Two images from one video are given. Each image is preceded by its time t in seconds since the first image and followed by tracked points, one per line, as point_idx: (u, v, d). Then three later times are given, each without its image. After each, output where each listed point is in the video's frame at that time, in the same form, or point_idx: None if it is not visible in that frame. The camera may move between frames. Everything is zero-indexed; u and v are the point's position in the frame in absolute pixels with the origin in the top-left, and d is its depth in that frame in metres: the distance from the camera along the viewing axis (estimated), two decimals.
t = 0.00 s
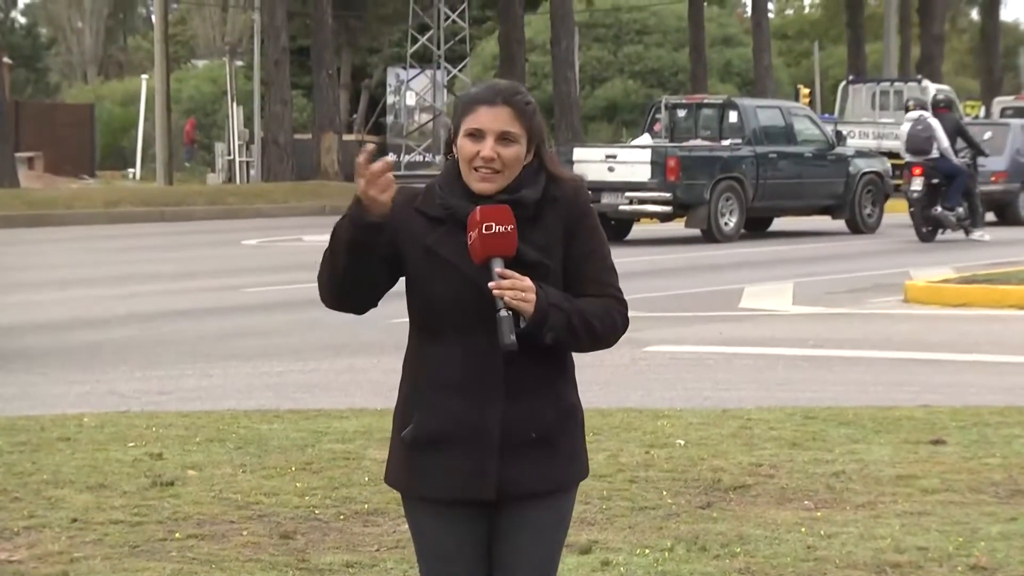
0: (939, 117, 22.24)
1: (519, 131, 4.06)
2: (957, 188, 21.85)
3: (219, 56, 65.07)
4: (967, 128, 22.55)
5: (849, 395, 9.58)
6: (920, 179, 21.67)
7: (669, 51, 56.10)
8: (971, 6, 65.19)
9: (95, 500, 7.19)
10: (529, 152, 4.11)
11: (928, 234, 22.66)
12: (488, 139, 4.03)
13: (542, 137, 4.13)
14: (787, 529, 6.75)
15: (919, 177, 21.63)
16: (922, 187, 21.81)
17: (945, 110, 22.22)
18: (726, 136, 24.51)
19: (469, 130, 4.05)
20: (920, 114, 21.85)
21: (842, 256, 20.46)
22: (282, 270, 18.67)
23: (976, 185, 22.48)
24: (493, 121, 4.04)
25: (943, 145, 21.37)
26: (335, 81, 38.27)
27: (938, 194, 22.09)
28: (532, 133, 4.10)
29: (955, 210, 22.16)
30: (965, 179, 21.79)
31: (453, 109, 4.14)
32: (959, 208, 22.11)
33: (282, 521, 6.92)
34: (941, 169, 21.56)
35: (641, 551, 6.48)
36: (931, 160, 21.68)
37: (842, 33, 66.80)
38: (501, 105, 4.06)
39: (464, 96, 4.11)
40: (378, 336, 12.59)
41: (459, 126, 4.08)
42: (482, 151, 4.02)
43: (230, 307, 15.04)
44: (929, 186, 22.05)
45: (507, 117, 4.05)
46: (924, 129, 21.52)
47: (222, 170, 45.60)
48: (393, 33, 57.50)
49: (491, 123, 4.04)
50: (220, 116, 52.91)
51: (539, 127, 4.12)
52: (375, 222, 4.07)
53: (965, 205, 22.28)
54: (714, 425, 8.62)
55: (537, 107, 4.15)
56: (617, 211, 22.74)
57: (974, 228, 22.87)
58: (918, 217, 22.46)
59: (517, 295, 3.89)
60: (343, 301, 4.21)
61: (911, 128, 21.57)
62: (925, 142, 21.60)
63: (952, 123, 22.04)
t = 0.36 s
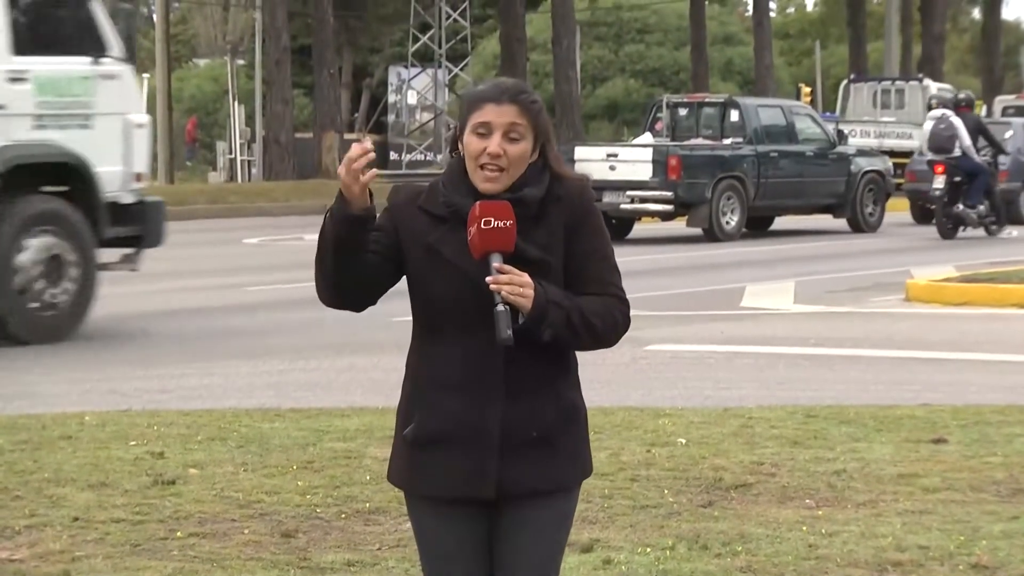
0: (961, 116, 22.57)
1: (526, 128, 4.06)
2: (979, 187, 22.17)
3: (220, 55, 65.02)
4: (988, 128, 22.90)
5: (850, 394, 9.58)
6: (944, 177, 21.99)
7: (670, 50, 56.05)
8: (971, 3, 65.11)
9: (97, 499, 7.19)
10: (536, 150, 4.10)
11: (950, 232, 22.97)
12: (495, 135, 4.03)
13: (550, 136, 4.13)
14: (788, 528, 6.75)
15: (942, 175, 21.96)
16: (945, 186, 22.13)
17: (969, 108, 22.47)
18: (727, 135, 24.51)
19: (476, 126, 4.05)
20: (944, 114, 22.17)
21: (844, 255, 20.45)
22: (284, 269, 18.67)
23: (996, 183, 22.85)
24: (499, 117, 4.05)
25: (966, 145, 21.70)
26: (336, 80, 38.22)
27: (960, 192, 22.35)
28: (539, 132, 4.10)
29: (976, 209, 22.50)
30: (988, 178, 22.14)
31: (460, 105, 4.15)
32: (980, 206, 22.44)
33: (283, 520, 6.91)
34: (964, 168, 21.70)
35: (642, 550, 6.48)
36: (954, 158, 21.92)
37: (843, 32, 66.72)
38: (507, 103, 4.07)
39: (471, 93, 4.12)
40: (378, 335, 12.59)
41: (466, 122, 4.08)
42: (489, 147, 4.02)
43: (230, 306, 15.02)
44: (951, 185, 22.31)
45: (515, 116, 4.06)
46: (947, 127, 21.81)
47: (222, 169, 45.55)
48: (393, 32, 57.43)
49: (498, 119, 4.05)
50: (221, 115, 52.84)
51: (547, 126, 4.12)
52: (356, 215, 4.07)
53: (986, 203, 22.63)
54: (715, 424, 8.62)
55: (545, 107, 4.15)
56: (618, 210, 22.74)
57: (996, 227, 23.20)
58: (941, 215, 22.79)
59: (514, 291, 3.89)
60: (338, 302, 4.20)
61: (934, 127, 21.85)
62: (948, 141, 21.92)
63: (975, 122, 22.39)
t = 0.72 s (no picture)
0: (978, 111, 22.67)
1: (523, 130, 4.05)
2: (994, 181, 22.28)
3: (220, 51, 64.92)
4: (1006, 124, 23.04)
5: (850, 389, 9.58)
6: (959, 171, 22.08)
7: (671, 45, 55.98)
8: None
9: (97, 494, 7.19)
10: (531, 149, 4.10)
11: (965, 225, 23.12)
12: (493, 138, 4.02)
13: (544, 132, 4.12)
14: (788, 523, 6.76)
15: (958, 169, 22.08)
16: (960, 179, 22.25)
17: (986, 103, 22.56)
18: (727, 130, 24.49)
19: (473, 129, 4.04)
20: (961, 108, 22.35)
21: (844, 250, 20.45)
22: (286, 264, 18.68)
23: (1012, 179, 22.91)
24: (497, 120, 4.03)
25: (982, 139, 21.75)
26: (336, 76, 38.19)
27: (976, 186, 22.48)
28: (534, 132, 4.09)
29: (991, 202, 22.62)
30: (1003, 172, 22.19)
31: (454, 106, 4.13)
32: (996, 200, 22.56)
33: (283, 515, 6.92)
34: (979, 162, 21.82)
35: (642, 545, 6.48)
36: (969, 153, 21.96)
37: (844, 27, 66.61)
38: (504, 105, 4.06)
39: (464, 95, 4.10)
40: (377, 331, 12.59)
41: (462, 125, 4.07)
42: (488, 151, 4.01)
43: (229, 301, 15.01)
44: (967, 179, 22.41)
45: (511, 117, 4.05)
46: (964, 122, 22.03)
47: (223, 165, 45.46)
48: (393, 28, 57.35)
49: (496, 123, 4.03)
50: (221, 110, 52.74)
51: (540, 124, 4.11)
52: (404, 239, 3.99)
53: (1002, 197, 22.71)
54: (714, 419, 8.62)
55: (537, 103, 4.14)
56: (618, 205, 22.76)
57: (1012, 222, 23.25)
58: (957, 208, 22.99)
59: (523, 297, 3.90)
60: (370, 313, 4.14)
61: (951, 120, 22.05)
62: (964, 135, 22.02)
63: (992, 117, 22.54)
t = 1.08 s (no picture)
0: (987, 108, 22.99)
1: (523, 125, 4.04)
2: (1005, 179, 22.27)
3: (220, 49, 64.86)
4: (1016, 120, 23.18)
5: (851, 388, 9.58)
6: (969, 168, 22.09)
7: (671, 43, 55.98)
8: None
9: (97, 493, 7.19)
10: (530, 145, 4.09)
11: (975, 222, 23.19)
12: (493, 134, 4.00)
13: (542, 129, 4.11)
14: (788, 521, 6.76)
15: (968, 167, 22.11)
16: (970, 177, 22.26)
17: (996, 101, 22.94)
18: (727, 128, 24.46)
19: (472, 125, 4.03)
20: (973, 107, 22.34)
21: (844, 248, 20.44)
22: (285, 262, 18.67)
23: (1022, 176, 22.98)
24: (497, 116, 4.01)
25: (992, 136, 21.77)
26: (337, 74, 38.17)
27: (985, 184, 22.48)
28: (534, 128, 4.08)
29: (1001, 200, 22.60)
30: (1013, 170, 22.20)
31: (452, 102, 4.11)
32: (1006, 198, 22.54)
33: (284, 513, 6.92)
34: (989, 160, 21.84)
35: (642, 543, 6.48)
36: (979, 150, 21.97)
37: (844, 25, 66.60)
38: (503, 100, 4.03)
39: (463, 92, 4.08)
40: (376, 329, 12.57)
41: (461, 121, 4.05)
42: (488, 147, 3.99)
43: (227, 299, 14.99)
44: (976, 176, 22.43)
45: (512, 112, 4.03)
46: (975, 120, 21.99)
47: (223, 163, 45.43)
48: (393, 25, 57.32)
49: (496, 119, 4.01)
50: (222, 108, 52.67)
51: (539, 120, 4.10)
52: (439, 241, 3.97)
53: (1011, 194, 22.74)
54: (714, 417, 8.62)
55: (535, 99, 4.14)
56: (618, 203, 22.76)
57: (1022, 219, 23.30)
58: (967, 205, 23.07)
59: (526, 297, 3.90)
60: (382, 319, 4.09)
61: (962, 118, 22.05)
62: (975, 133, 22.00)
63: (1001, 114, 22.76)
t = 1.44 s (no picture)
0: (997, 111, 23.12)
1: (534, 122, 4.04)
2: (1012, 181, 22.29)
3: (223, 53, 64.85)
4: None
5: (852, 390, 9.58)
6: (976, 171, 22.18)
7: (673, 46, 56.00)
8: None
9: (99, 495, 7.19)
10: (541, 144, 4.09)
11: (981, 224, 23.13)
12: (506, 128, 4.01)
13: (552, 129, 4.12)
14: (790, 524, 6.76)
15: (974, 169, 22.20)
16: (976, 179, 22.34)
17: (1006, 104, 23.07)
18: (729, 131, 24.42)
19: (485, 120, 4.03)
20: (980, 109, 22.39)
21: (846, 251, 20.43)
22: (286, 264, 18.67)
23: None
24: (509, 112, 4.03)
25: (1000, 139, 21.85)
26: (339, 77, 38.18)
27: (991, 186, 22.50)
28: (545, 128, 4.08)
29: (1007, 202, 22.54)
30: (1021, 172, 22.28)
31: (464, 99, 4.11)
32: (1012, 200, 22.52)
33: (286, 516, 6.92)
34: (996, 162, 21.93)
35: (644, 545, 6.48)
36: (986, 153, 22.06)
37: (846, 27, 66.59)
38: (516, 96, 4.04)
39: (475, 87, 4.09)
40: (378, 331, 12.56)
41: (473, 117, 4.06)
42: (500, 141, 4.00)
43: (228, 302, 14.99)
44: (982, 178, 22.52)
45: (525, 110, 4.04)
46: (982, 122, 22.03)
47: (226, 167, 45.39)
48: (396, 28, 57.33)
49: (507, 114, 4.02)
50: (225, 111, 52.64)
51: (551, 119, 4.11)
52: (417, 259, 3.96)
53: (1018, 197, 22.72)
54: (716, 420, 8.62)
55: (548, 97, 4.14)
56: (621, 205, 22.76)
57: None
58: (973, 208, 23.00)
59: (534, 293, 3.91)
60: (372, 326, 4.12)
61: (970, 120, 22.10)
62: (982, 135, 22.00)
63: (1009, 116, 22.86)
